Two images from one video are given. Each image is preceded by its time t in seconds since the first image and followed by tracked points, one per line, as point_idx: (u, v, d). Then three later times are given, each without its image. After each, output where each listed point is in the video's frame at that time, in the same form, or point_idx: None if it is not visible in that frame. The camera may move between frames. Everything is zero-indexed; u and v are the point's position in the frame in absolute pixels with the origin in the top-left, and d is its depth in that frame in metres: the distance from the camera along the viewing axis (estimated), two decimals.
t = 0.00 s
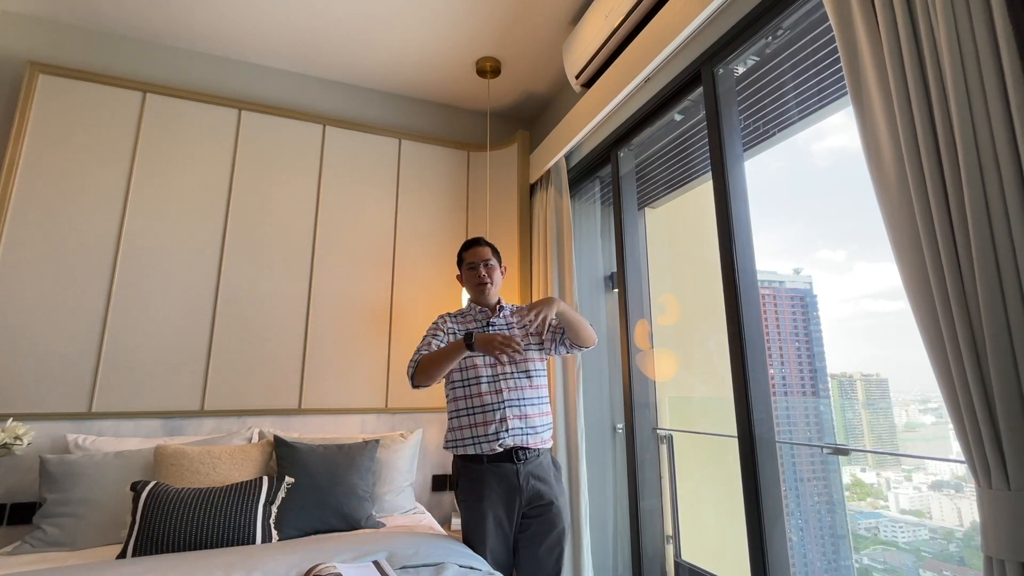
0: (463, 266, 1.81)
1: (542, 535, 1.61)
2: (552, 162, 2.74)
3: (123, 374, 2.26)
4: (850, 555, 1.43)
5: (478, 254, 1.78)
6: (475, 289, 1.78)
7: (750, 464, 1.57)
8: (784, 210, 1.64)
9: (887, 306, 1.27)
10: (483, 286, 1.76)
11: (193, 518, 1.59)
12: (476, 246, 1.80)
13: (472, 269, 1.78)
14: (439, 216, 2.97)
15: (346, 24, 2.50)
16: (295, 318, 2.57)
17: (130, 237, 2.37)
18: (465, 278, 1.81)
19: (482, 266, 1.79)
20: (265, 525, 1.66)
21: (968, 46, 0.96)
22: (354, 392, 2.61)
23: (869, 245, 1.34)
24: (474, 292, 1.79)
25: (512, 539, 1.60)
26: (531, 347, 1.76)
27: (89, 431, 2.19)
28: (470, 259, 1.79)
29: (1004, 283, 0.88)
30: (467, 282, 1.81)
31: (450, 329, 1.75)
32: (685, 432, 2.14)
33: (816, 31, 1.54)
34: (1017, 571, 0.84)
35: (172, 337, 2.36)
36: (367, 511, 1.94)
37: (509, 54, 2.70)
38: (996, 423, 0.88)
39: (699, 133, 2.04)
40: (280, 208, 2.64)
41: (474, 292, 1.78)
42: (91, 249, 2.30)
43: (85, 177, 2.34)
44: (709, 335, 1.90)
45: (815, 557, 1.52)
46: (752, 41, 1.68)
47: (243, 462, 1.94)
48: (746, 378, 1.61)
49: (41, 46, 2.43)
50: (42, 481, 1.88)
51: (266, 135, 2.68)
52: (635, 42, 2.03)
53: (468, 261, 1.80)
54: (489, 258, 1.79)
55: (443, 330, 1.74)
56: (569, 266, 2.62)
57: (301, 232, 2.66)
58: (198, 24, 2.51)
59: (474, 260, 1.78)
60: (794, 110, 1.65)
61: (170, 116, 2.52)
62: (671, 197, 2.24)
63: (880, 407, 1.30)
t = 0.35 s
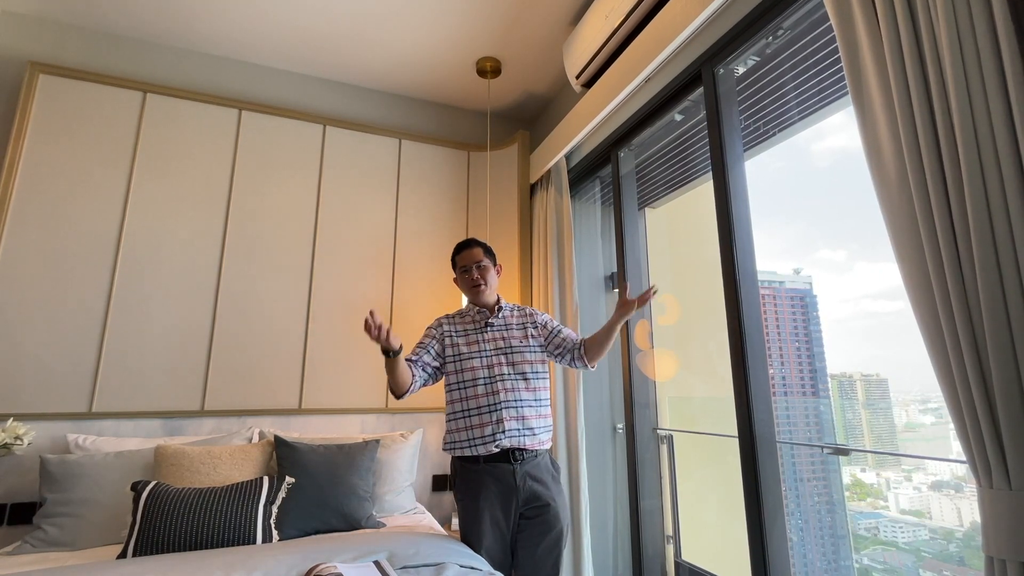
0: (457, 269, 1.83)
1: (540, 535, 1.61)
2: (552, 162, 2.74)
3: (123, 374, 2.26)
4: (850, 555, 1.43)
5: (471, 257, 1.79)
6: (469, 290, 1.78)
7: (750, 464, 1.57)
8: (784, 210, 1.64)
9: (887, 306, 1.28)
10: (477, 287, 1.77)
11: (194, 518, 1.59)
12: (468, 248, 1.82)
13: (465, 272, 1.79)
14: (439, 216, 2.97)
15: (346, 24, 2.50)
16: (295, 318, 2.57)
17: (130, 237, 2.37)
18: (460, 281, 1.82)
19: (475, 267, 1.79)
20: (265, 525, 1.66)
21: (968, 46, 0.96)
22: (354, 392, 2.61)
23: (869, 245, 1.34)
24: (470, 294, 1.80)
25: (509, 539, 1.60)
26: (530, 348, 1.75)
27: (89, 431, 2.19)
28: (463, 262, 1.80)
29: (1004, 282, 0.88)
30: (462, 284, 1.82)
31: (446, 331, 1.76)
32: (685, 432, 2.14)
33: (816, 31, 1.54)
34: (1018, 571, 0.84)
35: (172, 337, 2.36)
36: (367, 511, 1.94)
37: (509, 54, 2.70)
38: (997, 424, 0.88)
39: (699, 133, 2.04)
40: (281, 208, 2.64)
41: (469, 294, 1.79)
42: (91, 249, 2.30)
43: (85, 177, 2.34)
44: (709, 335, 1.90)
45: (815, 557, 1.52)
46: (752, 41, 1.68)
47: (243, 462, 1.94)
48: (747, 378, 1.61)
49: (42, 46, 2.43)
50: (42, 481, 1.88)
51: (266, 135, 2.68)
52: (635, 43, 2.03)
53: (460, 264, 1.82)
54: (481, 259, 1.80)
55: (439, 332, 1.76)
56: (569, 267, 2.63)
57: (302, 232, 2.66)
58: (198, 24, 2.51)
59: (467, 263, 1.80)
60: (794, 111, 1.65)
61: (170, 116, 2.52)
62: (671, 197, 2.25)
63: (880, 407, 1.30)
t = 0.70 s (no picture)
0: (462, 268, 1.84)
1: (541, 534, 1.61)
2: (552, 162, 2.74)
3: (123, 374, 2.26)
4: (850, 555, 1.43)
5: (476, 255, 1.81)
6: (473, 289, 1.79)
7: (751, 465, 1.56)
8: (784, 210, 1.64)
9: (887, 306, 1.28)
10: (481, 285, 1.78)
11: (194, 518, 1.59)
12: (473, 247, 1.84)
13: (470, 270, 1.80)
14: (439, 216, 2.98)
15: (347, 24, 2.50)
16: (295, 318, 2.57)
17: (131, 237, 2.37)
18: (464, 280, 1.83)
19: (480, 267, 1.81)
20: (266, 525, 1.66)
21: (968, 46, 0.96)
22: (354, 392, 2.61)
23: (869, 244, 1.34)
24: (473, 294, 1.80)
25: (510, 540, 1.60)
26: (532, 353, 1.78)
27: (89, 431, 2.19)
28: (468, 260, 1.82)
29: (1005, 282, 0.88)
30: (466, 284, 1.83)
31: (451, 331, 1.73)
32: (685, 432, 2.14)
33: (817, 31, 1.54)
34: (1019, 571, 0.84)
35: (173, 337, 2.36)
36: (367, 511, 1.94)
37: (509, 54, 2.70)
38: (998, 425, 0.88)
39: (699, 133, 2.04)
40: (281, 208, 2.64)
41: (472, 292, 1.79)
42: (91, 249, 2.30)
43: (85, 177, 2.34)
44: (709, 335, 1.90)
45: (816, 557, 1.52)
46: (752, 41, 1.68)
47: (243, 462, 1.94)
48: (747, 378, 1.60)
49: (42, 46, 2.43)
50: (42, 481, 1.88)
51: (266, 135, 2.68)
52: (635, 43, 2.03)
53: (465, 263, 1.84)
54: (486, 258, 1.82)
55: (446, 333, 1.72)
56: (570, 266, 2.63)
57: (302, 232, 2.66)
58: (198, 24, 2.51)
59: (472, 262, 1.81)
60: (794, 110, 1.65)
61: (170, 116, 2.52)
62: (671, 197, 2.25)
63: (879, 407, 1.30)
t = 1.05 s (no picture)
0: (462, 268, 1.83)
1: (541, 533, 1.61)
2: (552, 162, 2.74)
3: (123, 374, 2.26)
4: (850, 555, 1.44)
5: (476, 255, 1.81)
6: (472, 289, 1.79)
7: (751, 465, 1.56)
8: (784, 210, 1.64)
9: (887, 306, 1.28)
10: (479, 285, 1.78)
11: (194, 518, 1.59)
12: (473, 247, 1.84)
13: (470, 270, 1.80)
14: (439, 216, 2.98)
15: (347, 24, 2.50)
16: (295, 318, 2.57)
17: (131, 237, 2.37)
18: (463, 280, 1.83)
19: (479, 266, 1.81)
20: (265, 525, 1.66)
21: (968, 46, 0.96)
22: (354, 392, 2.61)
23: (869, 244, 1.34)
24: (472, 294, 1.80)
25: (511, 540, 1.60)
26: (530, 353, 1.78)
27: (89, 431, 2.19)
28: (467, 260, 1.82)
29: (1005, 282, 0.88)
30: (464, 284, 1.83)
31: (452, 331, 1.72)
32: (685, 432, 2.14)
33: (817, 31, 1.54)
34: (1019, 571, 0.84)
35: (173, 336, 2.36)
36: (367, 511, 1.94)
37: (509, 54, 2.70)
38: (998, 425, 0.88)
39: (699, 133, 2.04)
40: (281, 208, 2.64)
41: (471, 293, 1.79)
42: (91, 249, 2.30)
43: (85, 177, 2.34)
44: (709, 334, 1.90)
45: (816, 557, 1.52)
46: (752, 42, 1.68)
47: (243, 462, 1.94)
48: (747, 378, 1.60)
49: (42, 46, 2.43)
50: (42, 481, 1.88)
51: (266, 135, 2.68)
52: (635, 43, 2.04)
53: (463, 263, 1.84)
54: (485, 258, 1.82)
55: (446, 332, 1.71)
56: (570, 266, 2.63)
57: (302, 232, 2.66)
58: (198, 24, 2.51)
59: (472, 262, 1.81)
60: (794, 110, 1.65)
61: (170, 116, 2.52)
62: (671, 197, 2.25)
63: (880, 407, 1.30)
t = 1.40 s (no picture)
0: (466, 266, 1.82)
1: (539, 533, 1.61)
2: (553, 162, 2.74)
3: (124, 374, 2.27)
4: (851, 555, 1.44)
5: (480, 254, 1.81)
6: (475, 288, 1.78)
7: (751, 465, 1.56)
8: (784, 210, 1.64)
9: (887, 306, 1.28)
10: (484, 285, 1.77)
11: (195, 518, 1.60)
12: (475, 247, 1.84)
13: (475, 269, 1.79)
14: (440, 216, 2.98)
15: (347, 24, 2.50)
16: (295, 318, 2.57)
17: (131, 237, 2.37)
18: (465, 279, 1.82)
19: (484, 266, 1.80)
20: (266, 525, 1.66)
21: (969, 44, 0.96)
22: (355, 392, 2.62)
23: (869, 244, 1.34)
24: (474, 293, 1.79)
25: (510, 540, 1.60)
26: (529, 352, 1.78)
27: (90, 431, 2.19)
28: (471, 259, 1.81)
29: (1006, 281, 0.88)
30: (467, 283, 1.82)
31: (451, 331, 1.73)
32: (685, 432, 2.14)
33: (817, 31, 1.54)
34: (1020, 571, 0.83)
35: (173, 336, 2.36)
36: (367, 511, 1.94)
37: (509, 54, 2.70)
38: (999, 425, 0.88)
39: (700, 133, 2.04)
40: (281, 208, 2.65)
41: (474, 292, 1.78)
42: (92, 249, 2.31)
43: (86, 177, 2.34)
44: (709, 334, 1.90)
45: (816, 557, 1.52)
46: (752, 42, 1.68)
47: (243, 462, 1.94)
48: (747, 378, 1.61)
49: (43, 46, 2.44)
50: (43, 481, 1.88)
51: (266, 135, 2.68)
52: (636, 43, 2.04)
53: (467, 262, 1.82)
54: (488, 257, 1.82)
55: (445, 332, 1.73)
56: (570, 265, 2.63)
57: (302, 232, 2.66)
58: (199, 25, 2.51)
59: (477, 262, 1.80)
60: (794, 110, 1.65)
61: (171, 116, 2.52)
62: (671, 197, 2.25)
63: (880, 407, 1.30)
